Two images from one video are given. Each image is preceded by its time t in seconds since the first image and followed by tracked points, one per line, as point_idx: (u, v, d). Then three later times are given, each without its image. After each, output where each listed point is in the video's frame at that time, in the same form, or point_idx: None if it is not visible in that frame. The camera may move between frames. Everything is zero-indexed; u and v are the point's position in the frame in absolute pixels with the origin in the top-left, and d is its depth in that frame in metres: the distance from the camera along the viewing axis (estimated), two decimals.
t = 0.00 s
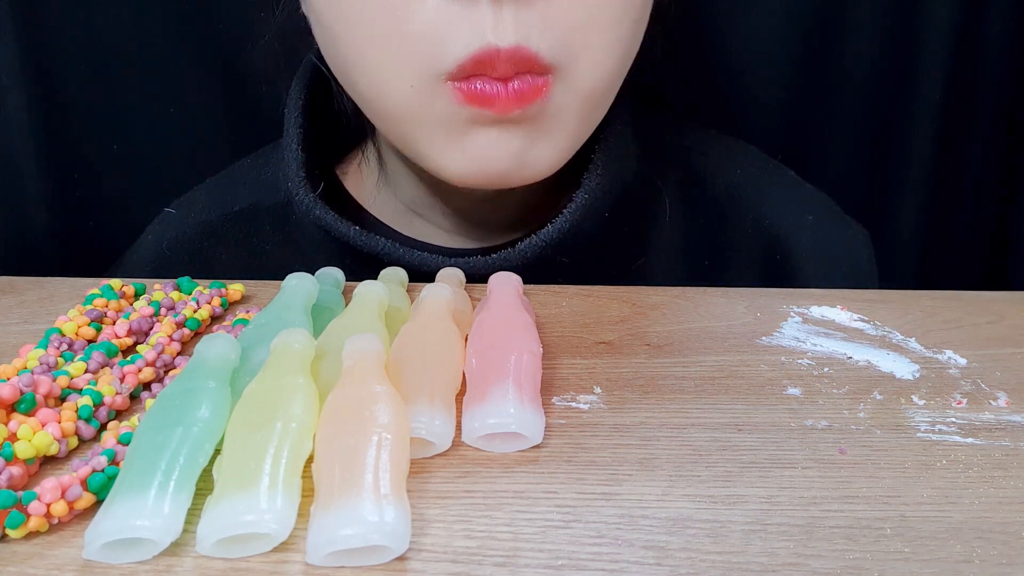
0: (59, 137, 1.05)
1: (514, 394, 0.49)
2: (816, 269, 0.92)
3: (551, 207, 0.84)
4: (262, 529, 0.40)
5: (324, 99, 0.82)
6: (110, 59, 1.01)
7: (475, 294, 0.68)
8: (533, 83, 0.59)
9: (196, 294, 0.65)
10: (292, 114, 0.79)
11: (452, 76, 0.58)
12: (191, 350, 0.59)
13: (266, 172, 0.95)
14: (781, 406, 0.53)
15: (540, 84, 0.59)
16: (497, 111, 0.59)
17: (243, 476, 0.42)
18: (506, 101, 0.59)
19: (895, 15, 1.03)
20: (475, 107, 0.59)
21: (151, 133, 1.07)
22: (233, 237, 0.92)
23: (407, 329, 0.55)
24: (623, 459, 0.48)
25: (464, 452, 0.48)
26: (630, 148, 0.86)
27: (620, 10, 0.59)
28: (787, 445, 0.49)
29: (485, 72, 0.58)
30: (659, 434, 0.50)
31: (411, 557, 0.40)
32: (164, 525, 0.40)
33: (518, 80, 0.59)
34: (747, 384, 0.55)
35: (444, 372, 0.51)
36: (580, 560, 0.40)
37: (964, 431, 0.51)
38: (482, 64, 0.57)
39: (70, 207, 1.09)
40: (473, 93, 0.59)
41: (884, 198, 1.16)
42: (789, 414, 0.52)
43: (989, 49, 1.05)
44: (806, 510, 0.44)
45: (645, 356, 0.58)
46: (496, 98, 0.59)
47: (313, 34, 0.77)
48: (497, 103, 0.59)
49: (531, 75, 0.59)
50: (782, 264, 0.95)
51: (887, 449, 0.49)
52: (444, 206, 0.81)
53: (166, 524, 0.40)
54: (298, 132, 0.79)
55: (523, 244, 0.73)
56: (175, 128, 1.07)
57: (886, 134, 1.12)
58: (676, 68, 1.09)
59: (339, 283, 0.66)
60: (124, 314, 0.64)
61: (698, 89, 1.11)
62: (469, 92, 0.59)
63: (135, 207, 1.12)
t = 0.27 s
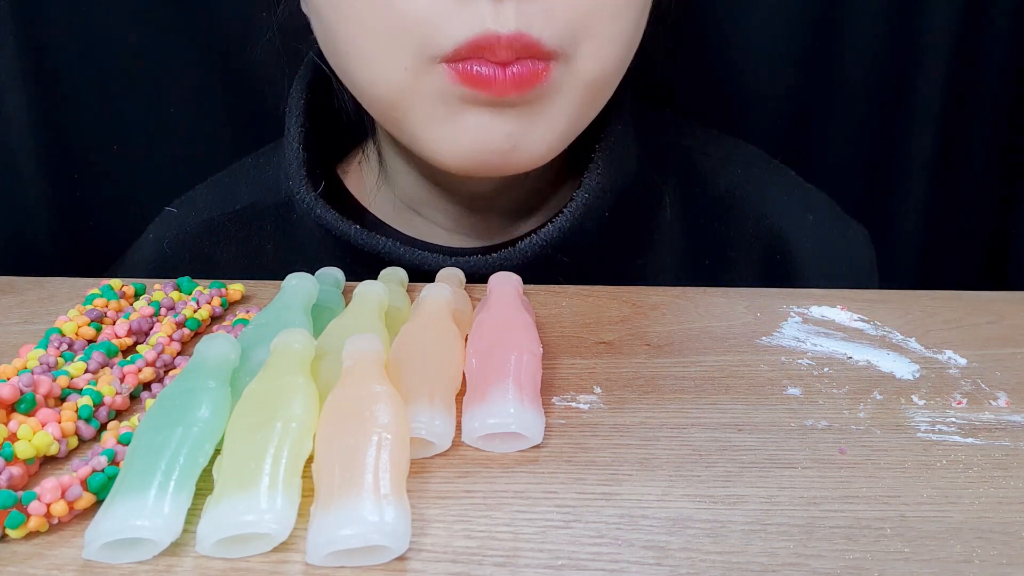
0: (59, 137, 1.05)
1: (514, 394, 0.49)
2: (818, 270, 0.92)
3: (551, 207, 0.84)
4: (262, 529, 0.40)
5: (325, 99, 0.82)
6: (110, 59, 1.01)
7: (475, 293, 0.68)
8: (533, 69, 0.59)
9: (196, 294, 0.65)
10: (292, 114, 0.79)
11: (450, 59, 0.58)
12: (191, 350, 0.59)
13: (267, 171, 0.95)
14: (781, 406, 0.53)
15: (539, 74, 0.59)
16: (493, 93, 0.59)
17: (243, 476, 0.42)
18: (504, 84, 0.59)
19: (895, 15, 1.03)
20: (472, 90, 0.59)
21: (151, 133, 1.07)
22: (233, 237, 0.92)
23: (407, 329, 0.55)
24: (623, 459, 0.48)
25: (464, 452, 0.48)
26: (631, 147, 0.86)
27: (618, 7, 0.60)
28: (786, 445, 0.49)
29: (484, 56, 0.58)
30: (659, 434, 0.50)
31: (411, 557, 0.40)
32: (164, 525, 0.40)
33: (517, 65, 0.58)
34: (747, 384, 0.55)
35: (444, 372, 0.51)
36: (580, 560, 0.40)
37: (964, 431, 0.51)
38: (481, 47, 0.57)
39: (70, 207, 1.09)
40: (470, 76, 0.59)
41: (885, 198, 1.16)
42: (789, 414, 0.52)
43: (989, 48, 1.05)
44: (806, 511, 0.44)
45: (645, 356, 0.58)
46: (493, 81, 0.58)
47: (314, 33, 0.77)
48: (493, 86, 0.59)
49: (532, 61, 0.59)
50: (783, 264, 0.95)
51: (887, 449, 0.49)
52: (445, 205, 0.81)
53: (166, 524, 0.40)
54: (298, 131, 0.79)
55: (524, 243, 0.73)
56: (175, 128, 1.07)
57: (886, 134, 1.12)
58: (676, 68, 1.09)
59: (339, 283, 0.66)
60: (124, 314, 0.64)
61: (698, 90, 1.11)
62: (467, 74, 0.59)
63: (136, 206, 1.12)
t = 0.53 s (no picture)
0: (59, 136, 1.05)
1: (514, 393, 0.49)
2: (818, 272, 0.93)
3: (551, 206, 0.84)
4: (262, 529, 0.40)
5: (325, 98, 0.82)
6: (110, 59, 1.01)
7: (475, 293, 0.68)
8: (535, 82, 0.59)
9: (196, 294, 0.65)
10: (292, 113, 0.79)
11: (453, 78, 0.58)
12: (191, 350, 0.59)
13: (267, 171, 0.95)
14: (782, 406, 0.53)
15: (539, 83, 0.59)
16: (501, 110, 0.59)
17: (243, 476, 0.42)
18: (509, 102, 0.59)
19: (895, 15, 1.03)
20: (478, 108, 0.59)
21: (151, 132, 1.07)
22: (233, 236, 0.92)
23: (407, 329, 0.55)
24: (623, 459, 0.48)
25: (464, 452, 0.48)
26: (631, 146, 0.86)
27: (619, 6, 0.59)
28: (786, 445, 0.49)
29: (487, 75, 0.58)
30: (659, 434, 0.50)
31: (411, 557, 0.40)
32: (164, 525, 0.40)
33: (520, 81, 0.59)
34: (748, 384, 0.55)
35: (444, 372, 0.51)
36: (580, 560, 0.40)
37: (964, 431, 0.51)
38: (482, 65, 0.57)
39: (70, 207, 1.09)
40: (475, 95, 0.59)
41: (884, 198, 1.16)
42: (789, 414, 0.52)
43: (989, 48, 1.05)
44: (806, 510, 0.44)
45: (645, 356, 0.58)
46: (498, 100, 0.59)
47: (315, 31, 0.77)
48: (499, 104, 0.59)
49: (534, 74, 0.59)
50: (783, 264, 0.95)
51: (887, 449, 0.49)
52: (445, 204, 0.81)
53: (166, 524, 0.40)
54: (298, 131, 0.79)
55: (524, 242, 0.73)
56: (175, 128, 1.07)
57: (886, 134, 1.12)
58: (676, 67, 1.09)
59: (339, 283, 0.66)
60: (124, 314, 0.64)
61: (698, 90, 1.11)
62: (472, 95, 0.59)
63: (136, 206, 1.12)
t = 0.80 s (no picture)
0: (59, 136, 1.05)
1: (514, 393, 0.49)
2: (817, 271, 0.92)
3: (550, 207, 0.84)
4: (262, 529, 0.40)
5: (325, 98, 0.82)
6: (110, 59, 1.01)
7: (475, 293, 0.68)
8: (545, 62, 0.59)
9: (196, 294, 0.65)
10: (292, 113, 0.79)
11: (461, 56, 0.58)
12: (191, 350, 0.59)
13: (267, 171, 0.95)
14: (782, 406, 0.53)
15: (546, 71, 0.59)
16: (505, 87, 0.59)
17: (243, 476, 0.42)
18: (516, 79, 0.59)
19: (895, 15, 1.03)
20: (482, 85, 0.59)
21: (151, 132, 1.07)
22: (233, 236, 0.92)
23: (407, 329, 0.55)
24: (623, 459, 0.48)
25: (464, 452, 0.48)
26: (631, 146, 0.86)
27: (619, 6, 0.60)
28: (786, 445, 0.49)
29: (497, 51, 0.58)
30: (659, 434, 0.50)
31: (411, 557, 0.40)
32: (164, 525, 0.40)
33: (529, 59, 0.59)
34: (748, 384, 0.55)
35: (444, 372, 0.51)
36: (580, 560, 0.40)
37: (964, 431, 0.51)
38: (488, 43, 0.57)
39: (70, 207, 1.09)
40: (481, 71, 0.58)
41: (885, 198, 1.16)
42: (789, 414, 0.52)
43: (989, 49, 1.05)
44: (806, 510, 0.44)
45: (645, 356, 0.58)
46: (505, 75, 0.58)
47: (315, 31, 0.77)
48: (505, 80, 0.59)
49: (545, 55, 0.59)
50: (784, 264, 0.95)
51: (888, 449, 0.49)
52: (445, 204, 0.81)
53: (166, 524, 0.40)
54: (298, 131, 0.79)
55: (524, 243, 0.73)
56: (175, 128, 1.07)
57: (886, 134, 1.12)
58: (676, 67, 1.09)
59: (339, 283, 0.66)
60: (124, 314, 0.64)
61: (698, 90, 1.11)
62: (478, 70, 0.58)
63: (136, 206, 1.12)
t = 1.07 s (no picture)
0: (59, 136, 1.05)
1: (514, 393, 0.49)
2: (816, 271, 0.92)
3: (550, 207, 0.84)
4: (262, 529, 0.40)
5: (325, 98, 0.82)
6: (110, 59, 1.01)
7: (475, 293, 0.68)
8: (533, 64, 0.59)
9: (196, 294, 0.65)
10: (292, 113, 0.79)
11: (454, 58, 0.58)
12: (191, 350, 0.59)
13: (267, 170, 0.95)
14: (782, 406, 0.53)
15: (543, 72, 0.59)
16: (497, 90, 0.59)
17: (243, 476, 0.42)
18: (505, 82, 0.59)
19: (895, 15, 1.03)
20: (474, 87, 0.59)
21: (150, 132, 1.07)
22: (234, 236, 0.92)
23: (407, 329, 0.55)
24: (623, 459, 0.48)
25: (464, 452, 0.48)
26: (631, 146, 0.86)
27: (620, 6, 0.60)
28: (787, 445, 0.49)
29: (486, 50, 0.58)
30: (659, 434, 0.50)
31: (411, 557, 0.40)
32: (164, 525, 0.40)
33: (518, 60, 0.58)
34: (748, 384, 0.55)
35: (444, 372, 0.51)
36: (580, 560, 0.40)
37: (964, 431, 0.51)
38: (478, 42, 0.57)
39: (69, 206, 1.09)
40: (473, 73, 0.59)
41: (885, 198, 1.16)
42: (789, 414, 0.52)
43: (989, 49, 1.05)
44: (806, 510, 0.44)
45: (645, 356, 0.58)
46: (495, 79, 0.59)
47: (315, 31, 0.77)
48: (496, 84, 0.59)
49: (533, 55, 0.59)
50: (784, 264, 0.95)
51: (888, 449, 0.49)
52: (445, 204, 0.81)
53: (166, 524, 0.40)
54: (298, 131, 0.79)
55: (524, 242, 0.73)
56: (175, 128, 1.07)
57: (886, 134, 1.12)
58: (676, 67, 1.09)
59: (339, 283, 0.66)
60: (124, 314, 0.64)
61: (698, 90, 1.11)
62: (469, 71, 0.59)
63: (136, 206, 1.12)
